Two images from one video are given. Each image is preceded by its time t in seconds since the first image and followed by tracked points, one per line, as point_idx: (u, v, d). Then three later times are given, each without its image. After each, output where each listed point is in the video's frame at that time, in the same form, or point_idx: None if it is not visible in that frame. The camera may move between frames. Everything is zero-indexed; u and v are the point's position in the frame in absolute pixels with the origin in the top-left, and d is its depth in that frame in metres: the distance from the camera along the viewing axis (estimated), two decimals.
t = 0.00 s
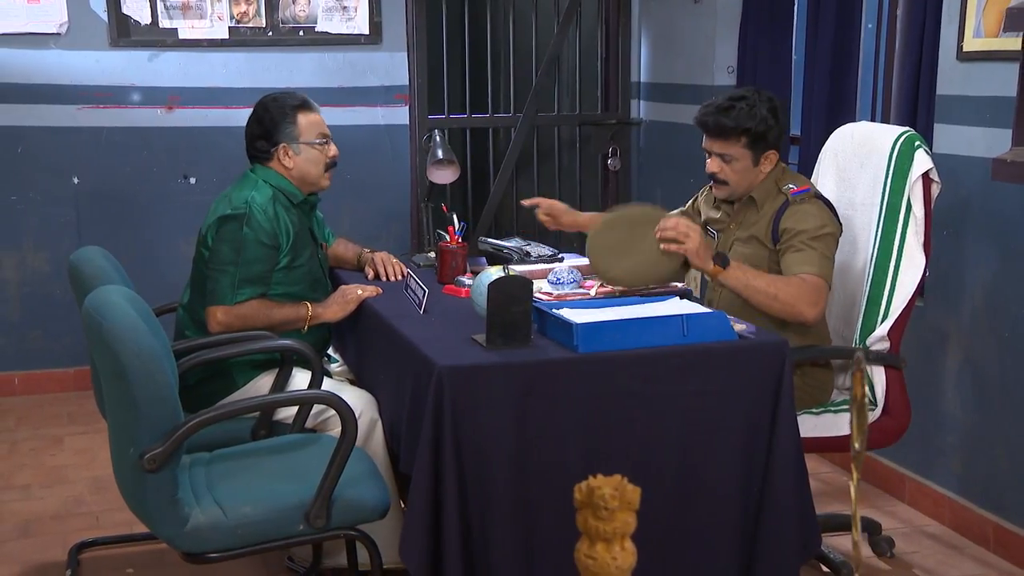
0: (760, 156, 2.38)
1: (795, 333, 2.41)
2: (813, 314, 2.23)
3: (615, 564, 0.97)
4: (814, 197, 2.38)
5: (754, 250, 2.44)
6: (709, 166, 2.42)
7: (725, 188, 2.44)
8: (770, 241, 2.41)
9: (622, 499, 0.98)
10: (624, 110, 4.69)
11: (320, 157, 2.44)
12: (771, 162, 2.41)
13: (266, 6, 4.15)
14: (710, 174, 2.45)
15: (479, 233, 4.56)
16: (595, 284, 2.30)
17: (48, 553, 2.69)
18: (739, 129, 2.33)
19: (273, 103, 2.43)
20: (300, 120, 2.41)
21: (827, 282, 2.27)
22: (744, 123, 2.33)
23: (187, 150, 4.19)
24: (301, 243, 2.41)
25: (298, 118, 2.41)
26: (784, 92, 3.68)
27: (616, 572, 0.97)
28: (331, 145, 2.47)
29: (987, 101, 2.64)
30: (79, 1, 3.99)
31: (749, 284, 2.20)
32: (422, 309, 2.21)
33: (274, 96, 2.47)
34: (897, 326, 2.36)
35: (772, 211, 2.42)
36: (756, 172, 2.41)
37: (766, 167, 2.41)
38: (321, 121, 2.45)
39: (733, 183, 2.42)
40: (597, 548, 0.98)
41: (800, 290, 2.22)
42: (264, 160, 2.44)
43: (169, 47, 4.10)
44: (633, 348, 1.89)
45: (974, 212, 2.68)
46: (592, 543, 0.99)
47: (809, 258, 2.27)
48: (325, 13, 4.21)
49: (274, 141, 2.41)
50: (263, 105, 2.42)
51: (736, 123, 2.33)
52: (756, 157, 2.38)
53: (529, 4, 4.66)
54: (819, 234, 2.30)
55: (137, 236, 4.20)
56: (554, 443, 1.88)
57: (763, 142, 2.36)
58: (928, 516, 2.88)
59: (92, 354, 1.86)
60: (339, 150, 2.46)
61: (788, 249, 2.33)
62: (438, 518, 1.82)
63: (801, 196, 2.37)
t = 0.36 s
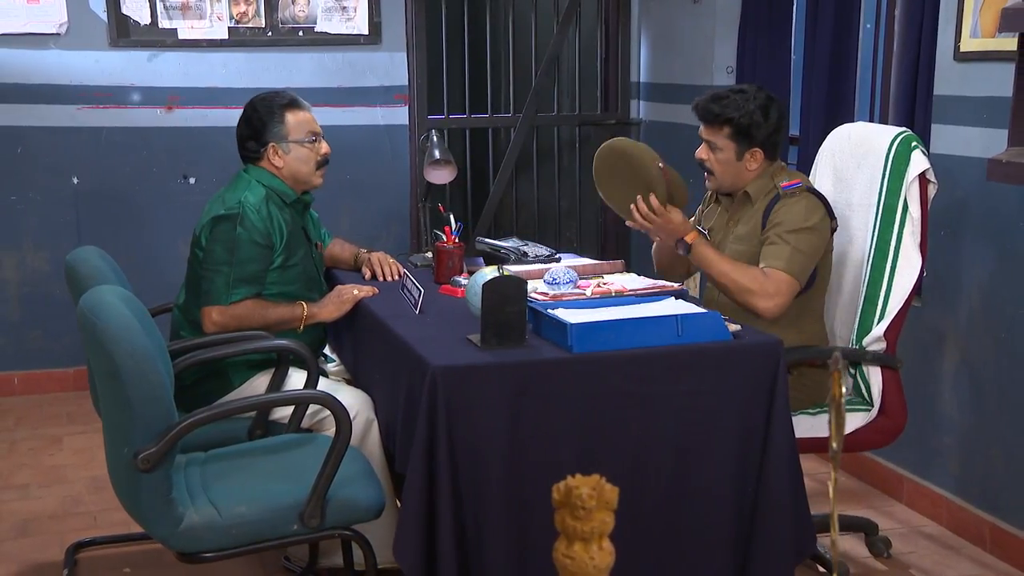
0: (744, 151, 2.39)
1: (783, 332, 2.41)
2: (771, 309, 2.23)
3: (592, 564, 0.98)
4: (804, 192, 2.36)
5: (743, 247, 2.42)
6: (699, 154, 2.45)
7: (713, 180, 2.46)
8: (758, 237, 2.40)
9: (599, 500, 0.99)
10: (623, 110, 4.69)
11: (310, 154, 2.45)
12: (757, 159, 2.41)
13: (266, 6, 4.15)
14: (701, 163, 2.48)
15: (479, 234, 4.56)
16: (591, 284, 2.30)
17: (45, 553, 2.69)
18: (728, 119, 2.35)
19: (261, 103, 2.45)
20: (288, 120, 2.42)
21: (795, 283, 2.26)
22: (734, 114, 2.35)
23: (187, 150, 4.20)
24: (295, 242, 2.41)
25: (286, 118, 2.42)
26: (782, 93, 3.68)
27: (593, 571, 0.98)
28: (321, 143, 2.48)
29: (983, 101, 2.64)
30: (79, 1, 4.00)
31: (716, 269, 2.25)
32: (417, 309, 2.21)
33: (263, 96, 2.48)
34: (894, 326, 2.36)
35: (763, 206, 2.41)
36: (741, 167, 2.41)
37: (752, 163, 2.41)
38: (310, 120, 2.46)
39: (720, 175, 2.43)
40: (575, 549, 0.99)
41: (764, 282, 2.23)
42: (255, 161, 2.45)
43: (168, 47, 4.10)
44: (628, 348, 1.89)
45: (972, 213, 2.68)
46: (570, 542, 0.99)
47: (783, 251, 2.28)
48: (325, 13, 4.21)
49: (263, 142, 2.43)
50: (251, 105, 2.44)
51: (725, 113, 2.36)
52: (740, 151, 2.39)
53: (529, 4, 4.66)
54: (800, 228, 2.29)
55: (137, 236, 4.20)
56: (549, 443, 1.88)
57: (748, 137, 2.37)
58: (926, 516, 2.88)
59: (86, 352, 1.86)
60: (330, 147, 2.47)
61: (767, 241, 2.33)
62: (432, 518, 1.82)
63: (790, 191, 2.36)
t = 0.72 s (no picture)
0: (744, 151, 2.39)
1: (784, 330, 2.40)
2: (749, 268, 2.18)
3: (570, 562, 1.01)
4: (799, 182, 2.35)
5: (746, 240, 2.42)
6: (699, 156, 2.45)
7: (714, 181, 2.46)
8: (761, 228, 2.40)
9: (576, 499, 1.03)
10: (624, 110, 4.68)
11: (306, 154, 2.45)
12: (757, 159, 2.41)
13: (266, 6, 4.15)
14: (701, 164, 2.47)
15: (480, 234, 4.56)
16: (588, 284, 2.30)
17: (44, 552, 2.70)
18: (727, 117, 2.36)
19: (257, 103, 2.45)
20: (284, 119, 2.43)
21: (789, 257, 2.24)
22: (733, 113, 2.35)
23: (187, 150, 4.20)
24: (291, 241, 2.42)
25: (281, 118, 2.43)
26: (781, 93, 3.68)
27: (571, 570, 1.01)
28: (317, 142, 2.48)
29: (981, 101, 2.64)
30: (80, 1, 4.00)
31: (701, 224, 2.13)
32: (414, 309, 2.21)
33: (259, 96, 2.49)
34: (890, 326, 2.36)
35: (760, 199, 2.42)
36: (741, 167, 2.41)
37: (752, 163, 2.41)
38: (306, 119, 2.46)
39: (719, 175, 2.44)
40: (553, 548, 1.02)
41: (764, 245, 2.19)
42: (251, 161, 2.46)
43: (169, 47, 4.11)
44: (623, 348, 1.90)
45: (971, 213, 2.68)
46: (548, 542, 1.03)
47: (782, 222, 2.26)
48: (326, 13, 4.21)
49: (258, 142, 2.43)
50: (247, 105, 2.45)
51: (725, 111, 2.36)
52: (741, 151, 2.39)
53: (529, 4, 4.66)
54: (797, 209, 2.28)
55: (137, 236, 4.21)
56: (544, 444, 1.88)
57: (748, 136, 2.37)
58: (924, 516, 2.87)
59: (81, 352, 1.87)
60: (325, 147, 2.47)
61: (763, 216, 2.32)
62: (427, 518, 1.82)
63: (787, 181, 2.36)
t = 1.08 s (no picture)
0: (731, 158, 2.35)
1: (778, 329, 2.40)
2: (747, 199, 2.21)
3: (548, 561, 1.06)
4: (797, 174, 2.41)
5: (742, 235, 2.41)
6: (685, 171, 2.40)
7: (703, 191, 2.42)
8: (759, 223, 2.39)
9: (555, 498, 1.07)
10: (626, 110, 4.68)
11: (305, 154, 2.46)
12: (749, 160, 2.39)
13: (268, 6, 4.15)
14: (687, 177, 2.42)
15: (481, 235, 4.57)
16: (586, 284, 2.30)
17: (44, 552, 2.71)
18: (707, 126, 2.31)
19: (255, 103, 2.46)
20: (282, 119, 2.44)
21: (779, 228, 2.29)
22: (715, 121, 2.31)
23: (190, 150, 4.21)
24: (290, 241, 2.42)
25: (280, 118, 2.43)
26: (783, 92, 3.67)
27: (550, 569, 1.06)
28: (315, 142, 2.48)
29: (981, 101, 2.63)
30: (82, 2, 4.01)
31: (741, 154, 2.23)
32: (412, 309, 2.22)
33: (257, 96, 2.49)
34: (888, 326, 2.36)
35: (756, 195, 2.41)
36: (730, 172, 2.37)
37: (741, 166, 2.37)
38: (304, 119, 2.47)
39: (706, 186, 2.40)
40: (532, 546, 1.07)
41: (775, 212, 2.26)
42: (250, 161, 2.46)
43: (171, 47, 4.11)
44: (618, 348, 1.90)
45: (970, 213, 2.67)
46: (527, 540, 1.08)
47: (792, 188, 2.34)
48: (327, 13, 4.21)
49: (257, 141, 2.44)
50: (245, 105, 2.46)
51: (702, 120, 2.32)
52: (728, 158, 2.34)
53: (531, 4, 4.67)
54: (801, 189, 2.35)
55: (139, 236, 4.22)
56: (540, 444, 1.88)
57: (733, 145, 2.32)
58: (923, 517, 2.87)
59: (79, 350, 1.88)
60: (324, 147, 2.48)
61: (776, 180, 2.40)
62: (423, 517, 1.82)
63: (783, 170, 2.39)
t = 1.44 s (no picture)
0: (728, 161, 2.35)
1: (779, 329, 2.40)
2: (744, 204, 2.23)
3: (532, 560, 1.02)
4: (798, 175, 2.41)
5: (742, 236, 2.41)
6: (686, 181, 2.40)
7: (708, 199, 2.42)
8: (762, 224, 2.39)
9: (539, 497, 1.04)
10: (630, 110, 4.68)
11: (306, 154, 2.46)
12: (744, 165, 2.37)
13: (272, 6, 4.16)
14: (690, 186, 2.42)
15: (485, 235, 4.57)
16: (586, 284, 2.30)
17: (46, 551, 2.71)
18: (708, 136, 2.32)
19: (256, 104, 2.47)
20: (283, 119, 2.44)
21: (776, 231, 2.29)
22: (716, 130, 2.31)
23: (194, 150, 4.22)
24: (290, 241, 2.42)
25: (281, 118, 2.44)
26: (786, 93, 3.67)
27: (533, 569, 1.02)
28: (316, 143, 2.49)
29: (983, 101, 2.63)
30: (87, 3, 4.02)
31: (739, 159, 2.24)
32: (412, 308, 2.22)
33: (258, 97, 2.50)
34: (888, 326, 2.35)
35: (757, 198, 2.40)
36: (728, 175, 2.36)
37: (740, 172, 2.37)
38: (306, 119, 2.47)
39: (710, 194, 2.39)
40: (515, 546, 1.03)
41: (775, 217, 2.27)
42: (251, 161, 2.47)
43: (175, 48, 4.12)
44: (617, 348, 1.90)
45: (972, 213, 2.67)
46: (510, 540, 1.04)
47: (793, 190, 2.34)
48: (331, 13, 4.22)
49: (257, 141, 2.44)
50: (246, 105, 2.46)
51: (703, 131, 2.32)
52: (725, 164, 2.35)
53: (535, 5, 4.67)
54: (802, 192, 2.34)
55: (143, 236, 4.22)
56: (538, 444, 1.88)
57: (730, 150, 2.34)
58: (925, 518, 2.87)
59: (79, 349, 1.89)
60: (325, 147, 2.48)
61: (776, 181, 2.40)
62: (421, 517, 1.83)
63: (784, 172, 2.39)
